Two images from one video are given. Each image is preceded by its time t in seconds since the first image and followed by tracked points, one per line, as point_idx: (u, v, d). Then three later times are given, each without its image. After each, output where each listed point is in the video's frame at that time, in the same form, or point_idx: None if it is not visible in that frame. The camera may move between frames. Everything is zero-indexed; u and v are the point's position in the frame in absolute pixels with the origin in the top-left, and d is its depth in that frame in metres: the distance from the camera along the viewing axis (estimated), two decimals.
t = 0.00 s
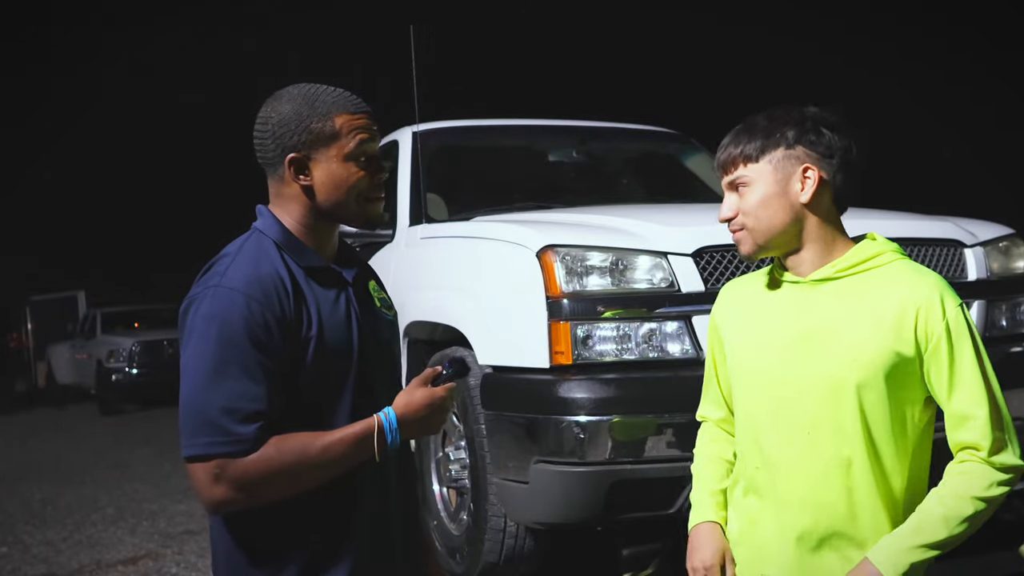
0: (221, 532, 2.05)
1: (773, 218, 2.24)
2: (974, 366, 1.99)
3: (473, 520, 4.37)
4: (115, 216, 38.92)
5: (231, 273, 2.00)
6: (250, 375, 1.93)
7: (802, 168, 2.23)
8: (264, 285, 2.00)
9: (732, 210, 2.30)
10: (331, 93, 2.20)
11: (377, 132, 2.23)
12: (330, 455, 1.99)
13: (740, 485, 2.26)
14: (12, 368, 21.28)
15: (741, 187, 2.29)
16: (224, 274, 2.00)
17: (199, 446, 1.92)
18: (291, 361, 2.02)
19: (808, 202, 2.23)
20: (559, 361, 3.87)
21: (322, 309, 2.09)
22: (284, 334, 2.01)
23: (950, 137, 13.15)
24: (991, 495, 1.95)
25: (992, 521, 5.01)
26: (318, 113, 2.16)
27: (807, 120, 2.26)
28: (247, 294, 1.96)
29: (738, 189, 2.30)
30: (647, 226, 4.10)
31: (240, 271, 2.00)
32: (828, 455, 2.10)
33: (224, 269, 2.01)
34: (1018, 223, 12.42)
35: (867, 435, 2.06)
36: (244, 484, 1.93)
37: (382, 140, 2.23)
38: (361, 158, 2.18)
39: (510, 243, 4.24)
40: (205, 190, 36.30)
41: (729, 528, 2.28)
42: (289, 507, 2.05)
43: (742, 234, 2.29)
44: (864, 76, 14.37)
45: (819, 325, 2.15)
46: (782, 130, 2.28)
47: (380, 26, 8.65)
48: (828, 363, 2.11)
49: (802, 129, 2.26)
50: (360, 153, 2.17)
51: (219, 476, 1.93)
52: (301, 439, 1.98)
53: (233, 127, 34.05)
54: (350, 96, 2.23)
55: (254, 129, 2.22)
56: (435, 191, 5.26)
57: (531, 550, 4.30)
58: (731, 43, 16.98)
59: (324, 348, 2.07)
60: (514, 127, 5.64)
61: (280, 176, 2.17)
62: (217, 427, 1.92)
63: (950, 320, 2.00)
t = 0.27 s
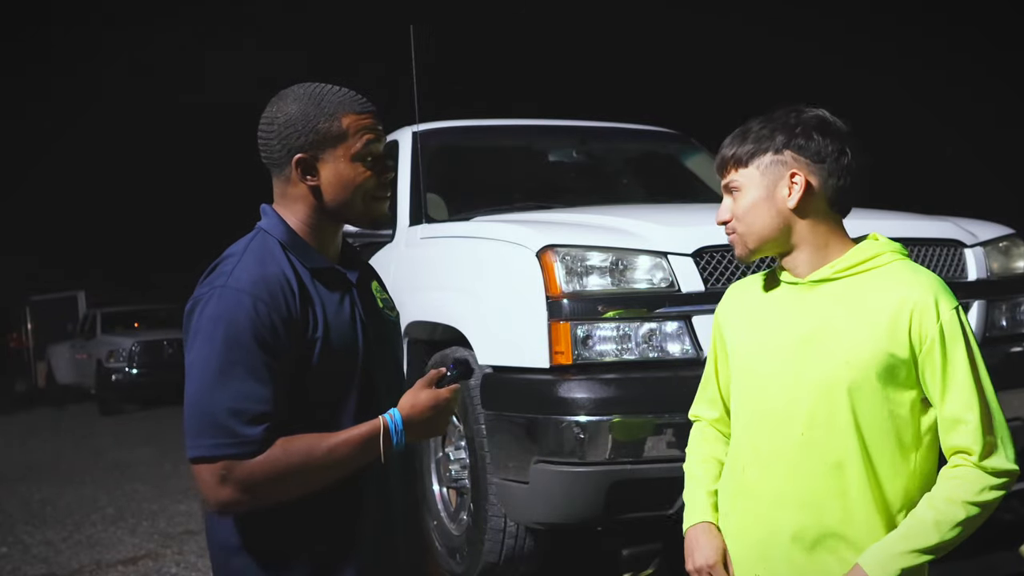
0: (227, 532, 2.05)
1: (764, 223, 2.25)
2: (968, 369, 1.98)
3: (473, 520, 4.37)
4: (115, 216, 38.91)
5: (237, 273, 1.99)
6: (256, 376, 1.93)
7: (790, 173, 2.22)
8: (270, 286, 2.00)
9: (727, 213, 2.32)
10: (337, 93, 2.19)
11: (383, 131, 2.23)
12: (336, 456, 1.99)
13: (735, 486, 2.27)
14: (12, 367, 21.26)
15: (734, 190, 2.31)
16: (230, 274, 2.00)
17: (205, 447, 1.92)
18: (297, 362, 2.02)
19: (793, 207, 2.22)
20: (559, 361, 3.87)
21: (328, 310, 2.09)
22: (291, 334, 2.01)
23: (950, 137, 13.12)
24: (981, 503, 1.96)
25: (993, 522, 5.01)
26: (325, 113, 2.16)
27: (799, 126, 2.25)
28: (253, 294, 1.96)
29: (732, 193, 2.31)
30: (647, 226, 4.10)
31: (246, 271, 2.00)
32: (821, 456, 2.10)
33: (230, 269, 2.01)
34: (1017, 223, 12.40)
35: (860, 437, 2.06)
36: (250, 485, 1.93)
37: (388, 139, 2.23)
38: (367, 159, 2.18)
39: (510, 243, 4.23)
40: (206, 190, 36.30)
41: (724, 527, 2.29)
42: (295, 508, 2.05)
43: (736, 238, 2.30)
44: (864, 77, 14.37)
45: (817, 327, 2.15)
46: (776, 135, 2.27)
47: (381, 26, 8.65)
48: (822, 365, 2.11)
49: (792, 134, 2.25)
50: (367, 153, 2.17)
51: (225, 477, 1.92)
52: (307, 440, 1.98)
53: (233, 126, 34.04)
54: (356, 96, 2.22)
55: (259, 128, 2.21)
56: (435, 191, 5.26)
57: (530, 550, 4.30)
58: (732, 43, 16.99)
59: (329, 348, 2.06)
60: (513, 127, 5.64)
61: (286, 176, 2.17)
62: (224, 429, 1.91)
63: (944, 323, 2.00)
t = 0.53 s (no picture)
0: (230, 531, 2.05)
1: (764, 224, 2.25)
2: (967, 374, 1.98)
3: (474, 520, 4.36)
4: (114, 216, 38.90)
5: (241, 273, 1.99)
6: (259, 377, 1.93)
7: (787, 175, 2.22)
8: (274, 286, 2.00)
9: (729, 215, 2.32)
10: (341, 92, 2.19)
11: (387, 131, 2.23)
12: (339, 457, 1.99)
13: (736, 487, 2.27)
14: (12, 367, 21.24)
15: (735, 193, 2.30)
16: (234, 274, 2.00)
17: (208, 448, 1.92)
18: (301, 362, 2.02)
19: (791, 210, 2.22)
20: (559, 361, 3.87)
21: (331, 311, 2.09)
22: (294, 335, 2.00)
23: (950, 136, 13.13)
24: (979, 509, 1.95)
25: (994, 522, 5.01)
26: (329, 112, 2.16)
27: (796, 127, 2.25)
28: (257, 295, 1.96)
29: (733, 195, 2.31)
30: (647, 226, 4.10)
31: (250, 271, 1.99)
32: (820, 459, 2.10)
33: (234, 269, 2.01)
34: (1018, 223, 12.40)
35: (858, 441, 2.06)
36: (253, 486, 1.93)
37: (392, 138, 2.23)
38: (372, 159, 2.18)
39: (510, 243, 4.23)
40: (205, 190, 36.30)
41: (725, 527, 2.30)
42: (297, 508, 2.05)
43: (738, 240, 2.30)
44: (863, 77, 14.37)
45: (819, 328, 2.15)
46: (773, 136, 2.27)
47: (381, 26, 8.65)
48: (823, 367, 2.11)
49: (789, 136, 2.25)
50: (372, 152, 2.17)
51: (228, 478, 1.92)
52: (310, 441, 1.98)
53: (233, 126, 34.04)
54: (360, 95, 2.22)
55: (262, 128, 2.21)
56: (435, 191, 5.26)
57: (530, 550, 4.30)
58: (732, 43, 16.98)
59: (333, 348, 2.06)
60: (513, 128, 5.63)
61: (290, 176, 2.17)
62: (227, 429, 1.91)
63: (943, 327, 1.99)
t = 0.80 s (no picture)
0: (232, 532, 2.05)
1: (765, 226, 2.24)
2: (965, 374, 1.98)
3: (473, 520, 4.36)
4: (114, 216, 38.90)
5: (244, 274, 1.99)
6: (262, 378, 1.93)
7: (790, 174, 2.22)
8: (277, 287, 2.00)
9: (733, 215, 2.30)
10: (343, 91, 2.19)
11: (389, 130, 2.23)
12: (343, 458, 1.99)
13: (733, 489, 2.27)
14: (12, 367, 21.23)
15: (739, 192, 2.29)
16: (236, 275, 1.99)
17: (211, 449, 1.91)
18: (303, 363, 2.02)
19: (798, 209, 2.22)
20: (559, 361, 3.87)
21: (334, 313, 2.09)
22: (296, 336, 2.00)
23: (950, 136, 13.15)
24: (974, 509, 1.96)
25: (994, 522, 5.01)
26: (332, 112, 2.16)
27: (796, 127, 2.25)
28: (260, 296, 1.96)
29: (735, 195, 2.31)
30: (647, 226, 4.10)
31: (252, 272, 1.99)
32: (817, 460, 2.10)
33: (236, 269, 2.01)
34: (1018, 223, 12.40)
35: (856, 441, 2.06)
36: (256, 487, 1.93)
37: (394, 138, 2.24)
38: (374, 158, 2.18)
39: (510, 243, 4.23)
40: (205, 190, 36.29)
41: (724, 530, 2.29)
42: (301, 508, 2.05)
43: (741, 241, 2.30)
44: (863, 77, 14.37)
45: (821, 329, 2.15)
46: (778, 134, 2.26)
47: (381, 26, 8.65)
48: (821, 367, 2.12)
49: (790, 136, 2.24)
50: (375, 152, 2.17)
51: (231, 479, 1.92)
52: (313, 441, 1.98)
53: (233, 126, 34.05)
54: (362, 95, 2.22)
55: (265, 128, 2.20)
56: (435, 191, 5.26)
57: (530, 550, 4.30)
58: (732, 43, 16.99)
59: (335, 348, 2.06)
60: (513, 128, 5.63)
61: (293, 175, 2.17)
62: (229, 430, 1.91)
63: (942, 327, 1.99)
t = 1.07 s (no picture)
0: (231, 533, 2.05)
1: (795, 218, 2.23)
2: (969, 373, 1.97)
3: (473, 520, 4.37)
4: (114, 216, 38.89)
5: (242, 275, 1.99)
6: (262, 378, 1.93)
7: (823, 166, 2.23)
8: (276, 288, 2.00)
9: (748, 206, 2.29)
10: (339, 91, 2.19)
11: (387, 129, 2.23)
12: (342, 458, 1.99)
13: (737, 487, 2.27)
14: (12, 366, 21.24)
15: (759, 182, 2.28)
16: (235, 276, 1.99)
17: (211, 451, 1.91)
18: (302, 364, 2.02)
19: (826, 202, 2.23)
20: (559, 361, 3.87)
21: (333, 313, 2.09)
22: (295, 337, 2.00)
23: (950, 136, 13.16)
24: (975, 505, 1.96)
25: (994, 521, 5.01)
26: (329, 111, 2.16)
27: (825, 120, 2.26)
28: (259, 296, 1.96)
29: (757, 185, 2.28)
30: (647, 226, 4.10)
31: (251, 273, 1.99)
32: (821, 459, 2.11)
33: (235, 270, 2.01)
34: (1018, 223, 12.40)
35: (861, 441, 2.07)
36: (256, 488, 1.93)
37: (393, 136, 2.23)
38: (373, 156, 2.18)
39: (510, 243, 4.23)
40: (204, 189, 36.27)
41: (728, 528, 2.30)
42: (302, 509, 2.05)
43: (761, 231, 2.28)
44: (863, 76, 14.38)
45: (822, 328, 2.15)
46: (801, 128, 2.26)
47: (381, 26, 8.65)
48: (824, 366, 2.11)
49: (822, 127, 2.25)
50: (373, 151, 2.18)
51: (231, 481, 1.92)
52: (313, 442, 1.98)
53: (233, 126, 34.06)
54: (359, 93, 2.22)
55: (262, 129, 2.21)
56: (435, 191, 5.26)
57: (530, 550, 4.30)
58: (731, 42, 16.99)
59: (335, 349, 2.06)
60: (513, 128, 5.63)
61: (291, 175, 2.17)
62: (229, 432, 1.91)
63: (946, 327, 1.99)
